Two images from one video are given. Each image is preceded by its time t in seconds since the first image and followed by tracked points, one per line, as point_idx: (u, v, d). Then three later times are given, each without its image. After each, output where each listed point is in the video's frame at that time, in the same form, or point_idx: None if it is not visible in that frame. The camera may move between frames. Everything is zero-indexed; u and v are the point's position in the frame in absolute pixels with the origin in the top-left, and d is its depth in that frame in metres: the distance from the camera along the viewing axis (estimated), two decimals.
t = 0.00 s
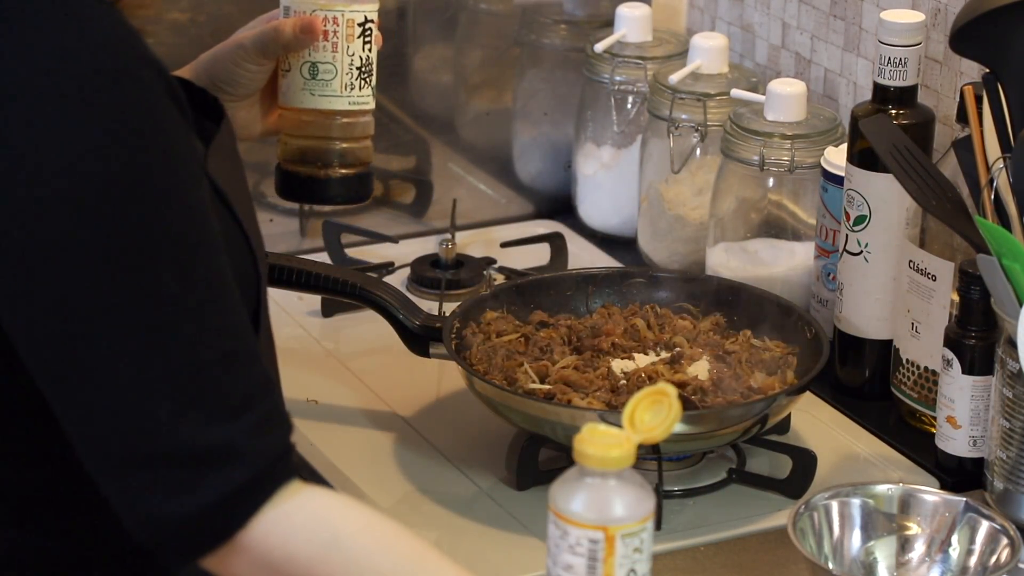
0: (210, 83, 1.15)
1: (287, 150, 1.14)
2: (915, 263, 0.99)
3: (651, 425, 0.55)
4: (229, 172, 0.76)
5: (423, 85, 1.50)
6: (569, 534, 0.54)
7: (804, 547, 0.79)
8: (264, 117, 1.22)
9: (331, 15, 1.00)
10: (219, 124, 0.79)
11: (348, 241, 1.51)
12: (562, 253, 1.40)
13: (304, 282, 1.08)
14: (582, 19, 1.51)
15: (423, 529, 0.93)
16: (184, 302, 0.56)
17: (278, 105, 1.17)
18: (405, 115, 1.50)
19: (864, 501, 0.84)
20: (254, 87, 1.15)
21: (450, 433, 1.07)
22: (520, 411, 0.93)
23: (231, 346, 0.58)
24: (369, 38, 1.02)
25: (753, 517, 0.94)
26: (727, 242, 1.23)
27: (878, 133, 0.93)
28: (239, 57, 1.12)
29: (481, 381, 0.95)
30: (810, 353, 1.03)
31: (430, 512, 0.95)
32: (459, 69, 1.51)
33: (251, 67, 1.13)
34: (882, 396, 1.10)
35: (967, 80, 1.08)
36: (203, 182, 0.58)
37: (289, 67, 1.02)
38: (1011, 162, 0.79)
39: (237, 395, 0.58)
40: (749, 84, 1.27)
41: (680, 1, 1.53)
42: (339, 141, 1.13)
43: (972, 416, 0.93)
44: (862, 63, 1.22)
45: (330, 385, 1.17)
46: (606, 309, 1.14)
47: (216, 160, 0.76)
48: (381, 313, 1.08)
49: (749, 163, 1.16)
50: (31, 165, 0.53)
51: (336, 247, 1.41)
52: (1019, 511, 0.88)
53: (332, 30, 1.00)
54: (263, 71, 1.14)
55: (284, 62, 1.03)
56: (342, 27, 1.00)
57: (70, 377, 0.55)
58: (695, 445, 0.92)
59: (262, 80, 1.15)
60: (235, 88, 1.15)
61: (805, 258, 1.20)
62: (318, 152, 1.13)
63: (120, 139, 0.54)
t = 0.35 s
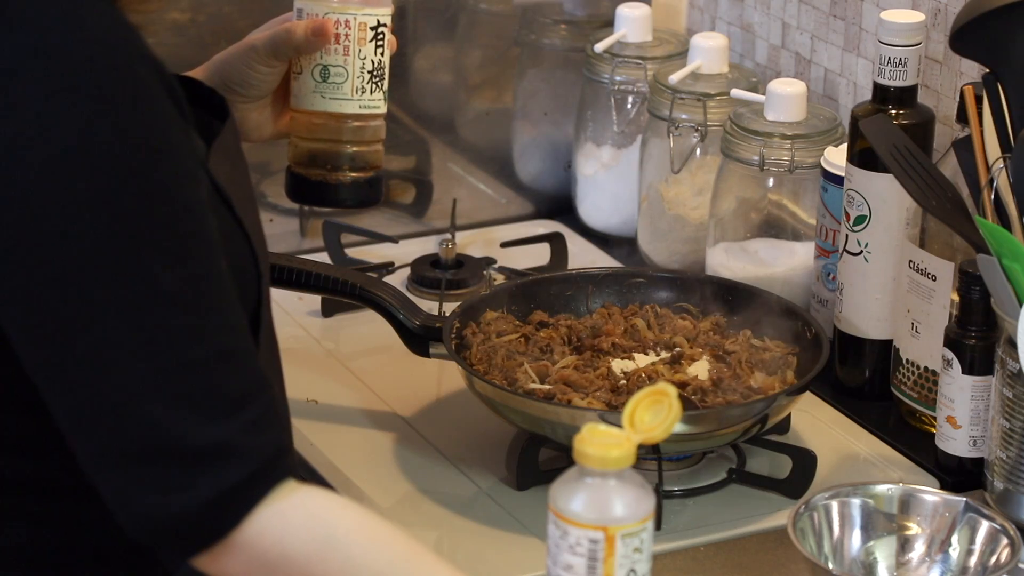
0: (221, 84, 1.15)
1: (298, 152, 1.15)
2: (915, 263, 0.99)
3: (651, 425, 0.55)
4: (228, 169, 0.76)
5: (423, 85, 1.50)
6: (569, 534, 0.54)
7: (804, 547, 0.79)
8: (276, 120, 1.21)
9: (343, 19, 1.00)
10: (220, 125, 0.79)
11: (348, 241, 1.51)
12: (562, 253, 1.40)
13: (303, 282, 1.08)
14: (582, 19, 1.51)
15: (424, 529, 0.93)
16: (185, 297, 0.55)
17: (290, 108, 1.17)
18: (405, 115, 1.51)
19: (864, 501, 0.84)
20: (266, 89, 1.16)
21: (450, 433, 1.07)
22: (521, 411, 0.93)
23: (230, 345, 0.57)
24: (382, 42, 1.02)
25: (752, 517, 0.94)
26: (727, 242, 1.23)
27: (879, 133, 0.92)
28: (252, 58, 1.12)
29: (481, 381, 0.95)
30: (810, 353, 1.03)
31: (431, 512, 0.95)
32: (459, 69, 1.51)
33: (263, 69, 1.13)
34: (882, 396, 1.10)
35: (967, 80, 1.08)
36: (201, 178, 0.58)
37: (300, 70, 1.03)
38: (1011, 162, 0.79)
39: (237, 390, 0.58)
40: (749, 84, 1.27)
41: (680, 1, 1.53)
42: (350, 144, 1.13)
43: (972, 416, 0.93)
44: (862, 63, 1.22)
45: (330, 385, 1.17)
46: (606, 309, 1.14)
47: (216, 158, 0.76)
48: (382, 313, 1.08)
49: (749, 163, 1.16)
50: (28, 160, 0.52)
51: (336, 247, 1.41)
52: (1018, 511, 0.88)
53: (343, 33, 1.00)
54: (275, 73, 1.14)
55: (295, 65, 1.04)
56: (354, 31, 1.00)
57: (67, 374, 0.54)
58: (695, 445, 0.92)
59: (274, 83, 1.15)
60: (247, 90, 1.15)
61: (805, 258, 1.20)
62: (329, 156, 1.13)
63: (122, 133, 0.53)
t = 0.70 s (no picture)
0: (233, 91, 1.15)
1: (309, 159, 1.15)
2: (915, 263, 0.99)
3: (651, 425, 0.55)
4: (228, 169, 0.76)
5: (423, 85, 1.50)
6: (569, 534, 0.54)
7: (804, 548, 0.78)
8: (287, 127, 1.20)
9: (357, 28, 1.00)
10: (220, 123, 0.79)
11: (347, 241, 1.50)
12: (562, 253, 1.40)
13: (303, 282, 1.08)
14: (583, 19, 1.51)
15: (424, 529, 0.93)
16: (174, 304, 0.56)
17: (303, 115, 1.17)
18: (405, 115, 1.51)
19: (864, 501, 0.84)
20: (278, 95, 1.15)
21: (450, 433, 1.07)
22: (520, 411, 0.93)
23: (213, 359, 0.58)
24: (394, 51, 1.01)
25: (752, 517, 0.94)
26: (727, 242, 1.23)
27: (878, 133, 0.92)
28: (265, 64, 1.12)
29: (481, 381, 0.95)
30: (810, 353, 1.03)
31: (431, 513, 0.95)
32: (459, 69, 1.51)
33: (276, 74, 1.13)
34: (882, 396, 1.10)
35: (967, 80, 1.08)
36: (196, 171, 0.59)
37: (313, 77, 1.03)
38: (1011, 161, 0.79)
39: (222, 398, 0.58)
40: (749, 84, 1.27)
41: (680, 1, 1.53)
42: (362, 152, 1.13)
43: (972, 416, 0.93)
44: (862, 63, 1.22)
45: (330, 385, 1.17)
46: (606, 309, 1.14)
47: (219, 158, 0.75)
48: (382, 314, 1.08)
49: (749, 163, 1.16)
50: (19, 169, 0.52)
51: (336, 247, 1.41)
52: (1018, 511, 0.88)
53: (355, 41, 1.00)
54: (287, 80, 1.14)
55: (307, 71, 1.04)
56: (367, 39, 1.00)
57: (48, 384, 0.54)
58: (694, 446, 0.92)
59: (286, 89, 1.15)
60: (258, 97, 1.15)
61: (805, 258, 1.20)
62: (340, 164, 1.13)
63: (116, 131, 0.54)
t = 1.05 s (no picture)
0: (232, 91, 1.14)
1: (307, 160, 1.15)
2: (915, 263, 0.99)
3: (651, 426, 0.56)
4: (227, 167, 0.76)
5: (423, 85, 1.50)
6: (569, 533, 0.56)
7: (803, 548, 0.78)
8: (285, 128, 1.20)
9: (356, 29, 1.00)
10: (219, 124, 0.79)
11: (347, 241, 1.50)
12: (562, 253, 1.40)
13: (302, 282, 1.08)
14: (583, 19, 1.51)
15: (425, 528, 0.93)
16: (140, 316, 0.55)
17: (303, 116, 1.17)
18: (405, 115, 1.51)
19: (864, 501, 0.84)
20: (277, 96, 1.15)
21: (449, 433, 1.07)
22: (520, 410, 0.93)
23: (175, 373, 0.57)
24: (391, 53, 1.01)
25: (752, 517, 0.94)
26: (727, 242, 1.23)
27: (878, 133, 0.92)
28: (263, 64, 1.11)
29: (481, 381, 0.95)
30: (809, 353, 1.03)
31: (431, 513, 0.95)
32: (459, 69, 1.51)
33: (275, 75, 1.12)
34: (882, 396, 1.10)
35: (967, 80, 1.08)
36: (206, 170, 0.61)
37: (311, 78, 1.03)
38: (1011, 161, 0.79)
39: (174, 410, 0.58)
40: (749, 84, 1.27)
41: (680, 2, 1.53)
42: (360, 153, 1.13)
43: (972, 416, 0.93)
44: (862, 63, 1.22)
45: (331, 385, 1.17)
46: (606, 309, 1.14)
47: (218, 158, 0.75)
48: (382, 314, 1.08)
49: (749, 163, 1.16)
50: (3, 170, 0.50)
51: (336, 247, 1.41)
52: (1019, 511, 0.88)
53: (354, 43, 1.00)
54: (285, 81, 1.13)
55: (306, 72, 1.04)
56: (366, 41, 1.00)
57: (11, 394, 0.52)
58: (694, 446, 0.92)
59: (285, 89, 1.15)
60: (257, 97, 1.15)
61: (806, 258, 1.20)
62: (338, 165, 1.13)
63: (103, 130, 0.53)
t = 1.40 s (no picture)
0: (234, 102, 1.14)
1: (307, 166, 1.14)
2: (915, 263, 0.99)
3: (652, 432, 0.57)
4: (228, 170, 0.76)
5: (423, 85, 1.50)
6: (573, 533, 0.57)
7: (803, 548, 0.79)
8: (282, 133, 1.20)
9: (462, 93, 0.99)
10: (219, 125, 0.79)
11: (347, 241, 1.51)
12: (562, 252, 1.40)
13: (302, 283, 1.08)
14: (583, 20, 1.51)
15: (425, 528, 0.93)
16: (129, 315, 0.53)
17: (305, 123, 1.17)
18: (405, 115, 1.51)
19: (865, 501, 0.84)
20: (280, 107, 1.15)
21: (449, 434, 1.07)
22: (520, 411, 0.93)
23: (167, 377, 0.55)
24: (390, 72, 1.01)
25: (751, 517, 0.94)
26: (727, 242, 1.23)
27: (878, 133, 0.92)
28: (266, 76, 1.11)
29: (481, 381, 0.95)
30: (809, 353, 1.03)
31: (430, 513, 0.95)
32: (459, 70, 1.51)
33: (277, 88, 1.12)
34: (882, 396, 1.10)
35: (967, 80, 1.08)
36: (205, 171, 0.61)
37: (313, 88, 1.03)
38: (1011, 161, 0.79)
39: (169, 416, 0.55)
40: (749, 84, 1.27)
41: (680, 2, 1.53)
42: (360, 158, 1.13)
43: (972, 416, 0.93)
44: (862, 63, 1.22)
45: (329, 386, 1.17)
46: (606, 309, 1.14)
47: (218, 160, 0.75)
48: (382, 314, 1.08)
49: (750, 163, 1.16)
50: None
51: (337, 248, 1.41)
52: (1018, 511, 0.88)
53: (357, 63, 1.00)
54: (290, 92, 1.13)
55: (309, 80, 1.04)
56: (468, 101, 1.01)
57: None
58: (695, 446, 0.92)
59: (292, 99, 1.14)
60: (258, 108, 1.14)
61: (805, 258, 1.20)
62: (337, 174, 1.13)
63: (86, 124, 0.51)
